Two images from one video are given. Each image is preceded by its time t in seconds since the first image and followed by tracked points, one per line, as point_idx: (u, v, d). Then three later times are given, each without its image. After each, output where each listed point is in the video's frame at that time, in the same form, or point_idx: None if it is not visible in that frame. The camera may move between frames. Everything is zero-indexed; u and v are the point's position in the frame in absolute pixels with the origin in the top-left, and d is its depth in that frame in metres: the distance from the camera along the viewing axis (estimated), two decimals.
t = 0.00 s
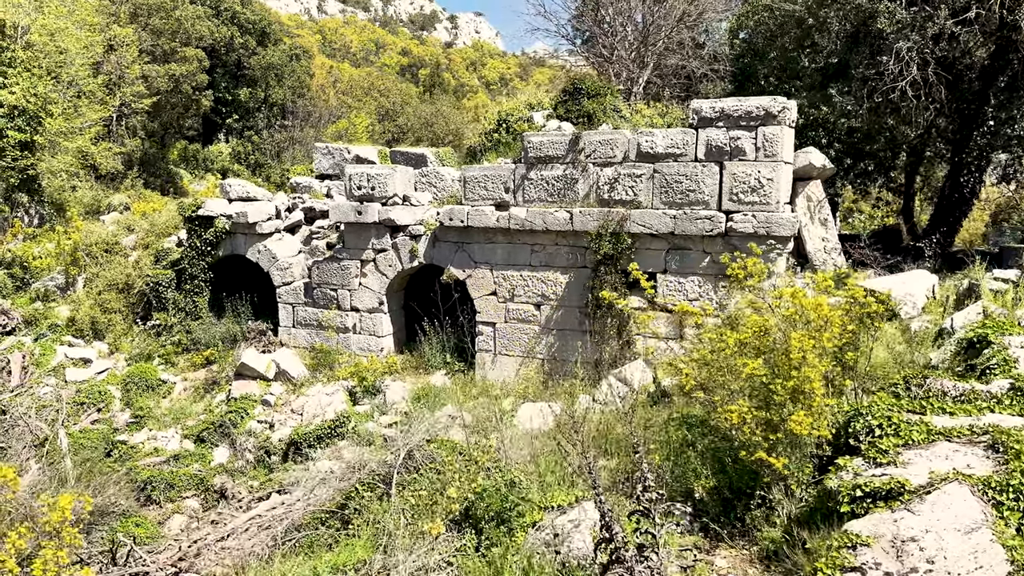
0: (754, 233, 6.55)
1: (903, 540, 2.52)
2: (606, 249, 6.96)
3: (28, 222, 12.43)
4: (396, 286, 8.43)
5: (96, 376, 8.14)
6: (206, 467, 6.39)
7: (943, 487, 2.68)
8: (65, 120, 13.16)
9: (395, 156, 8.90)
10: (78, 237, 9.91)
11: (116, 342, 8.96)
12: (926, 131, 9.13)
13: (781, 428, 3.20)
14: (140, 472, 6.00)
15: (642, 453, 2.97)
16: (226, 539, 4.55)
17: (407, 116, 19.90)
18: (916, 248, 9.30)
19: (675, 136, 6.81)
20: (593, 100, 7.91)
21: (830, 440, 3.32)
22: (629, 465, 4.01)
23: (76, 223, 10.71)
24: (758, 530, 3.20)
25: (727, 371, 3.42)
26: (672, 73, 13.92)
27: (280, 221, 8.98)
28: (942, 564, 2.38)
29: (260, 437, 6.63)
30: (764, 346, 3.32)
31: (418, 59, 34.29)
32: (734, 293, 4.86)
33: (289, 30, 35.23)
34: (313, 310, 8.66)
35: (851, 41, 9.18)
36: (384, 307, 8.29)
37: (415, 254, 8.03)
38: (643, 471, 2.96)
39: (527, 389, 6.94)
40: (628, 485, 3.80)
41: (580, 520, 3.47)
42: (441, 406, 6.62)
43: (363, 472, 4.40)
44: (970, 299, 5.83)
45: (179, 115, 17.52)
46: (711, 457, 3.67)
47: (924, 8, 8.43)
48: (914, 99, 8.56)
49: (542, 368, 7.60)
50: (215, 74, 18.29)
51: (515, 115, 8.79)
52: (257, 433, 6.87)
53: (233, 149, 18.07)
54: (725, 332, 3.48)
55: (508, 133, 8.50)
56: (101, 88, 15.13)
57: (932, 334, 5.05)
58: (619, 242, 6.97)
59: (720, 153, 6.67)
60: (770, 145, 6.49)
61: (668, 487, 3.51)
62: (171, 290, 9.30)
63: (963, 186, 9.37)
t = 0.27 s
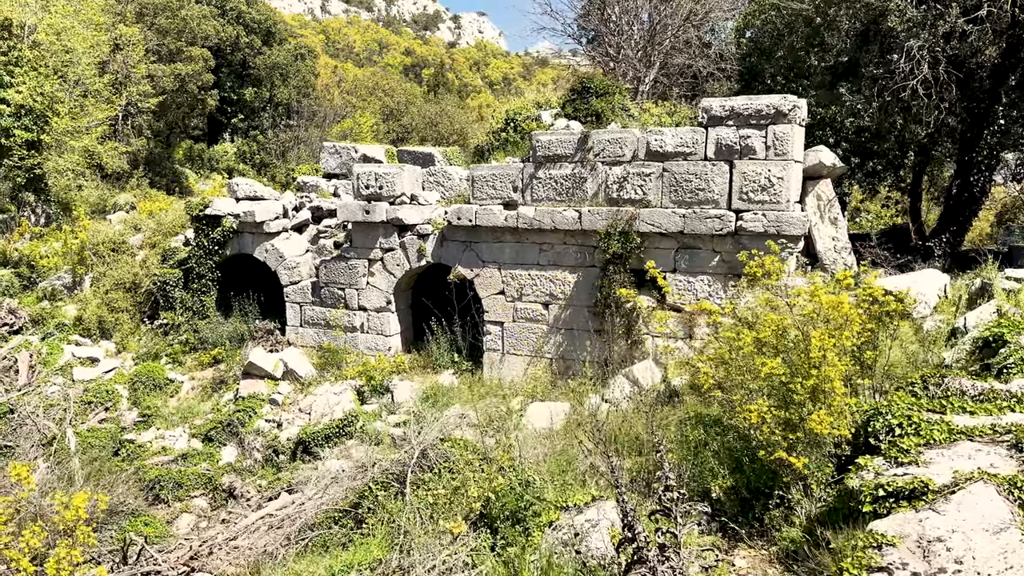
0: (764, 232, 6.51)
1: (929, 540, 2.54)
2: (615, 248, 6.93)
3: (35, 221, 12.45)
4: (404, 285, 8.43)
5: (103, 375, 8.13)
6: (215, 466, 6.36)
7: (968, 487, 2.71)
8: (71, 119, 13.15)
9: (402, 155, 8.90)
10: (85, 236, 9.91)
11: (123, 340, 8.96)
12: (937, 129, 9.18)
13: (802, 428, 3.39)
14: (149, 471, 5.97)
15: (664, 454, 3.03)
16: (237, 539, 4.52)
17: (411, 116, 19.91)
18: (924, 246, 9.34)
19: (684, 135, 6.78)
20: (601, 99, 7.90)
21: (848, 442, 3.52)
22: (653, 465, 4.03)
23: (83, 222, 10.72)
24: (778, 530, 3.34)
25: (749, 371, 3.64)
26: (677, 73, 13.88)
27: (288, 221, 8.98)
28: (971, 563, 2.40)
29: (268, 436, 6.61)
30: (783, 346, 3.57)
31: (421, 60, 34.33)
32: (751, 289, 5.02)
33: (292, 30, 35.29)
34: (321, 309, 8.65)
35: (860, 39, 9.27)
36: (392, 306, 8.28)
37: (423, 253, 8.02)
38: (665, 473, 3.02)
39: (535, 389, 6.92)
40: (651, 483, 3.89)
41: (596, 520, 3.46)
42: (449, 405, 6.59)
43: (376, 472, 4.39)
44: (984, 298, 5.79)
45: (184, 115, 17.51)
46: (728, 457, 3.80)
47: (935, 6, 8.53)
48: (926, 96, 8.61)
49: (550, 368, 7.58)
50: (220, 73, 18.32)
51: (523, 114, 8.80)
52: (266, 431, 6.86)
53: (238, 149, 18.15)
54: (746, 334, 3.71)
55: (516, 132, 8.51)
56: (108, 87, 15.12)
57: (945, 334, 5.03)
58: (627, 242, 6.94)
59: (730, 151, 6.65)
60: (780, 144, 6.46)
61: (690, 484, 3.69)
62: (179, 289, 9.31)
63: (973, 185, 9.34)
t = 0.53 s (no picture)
0: (775, 231, 6.48)
1: (953, 540, 2.56)
2: (624, 248, 6.90)
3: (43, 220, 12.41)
4: (412, 285, 8.43)
5: (113, 374, 8.15)
6: (224, 465, 6.35)
7: (991, 487, 2.73)
8: (80, 118, 13.18)
9: (411, 154, 8.90)
10: (94, 235, 9.93)
11: (132, 340, 8.98)
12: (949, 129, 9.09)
13: (820, 428, 3.46)
14: (158, 470, 5.97)
15: (681, 456, 3.09)
16: (248, 538, 4.52)
17: (417, 116, 19.92)
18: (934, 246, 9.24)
19: (695, 134, 6.75)
20: (610, 98, 7.88)
21: (865, 443, 3.59)
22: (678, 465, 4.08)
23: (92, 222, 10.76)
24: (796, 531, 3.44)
25: (767, 371, 3.73)
26: (685, 72, 13.82)
27: (297, 220, 8.99)
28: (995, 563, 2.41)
29: (278, 435, 6.60)
30: (801, 346, 3.64)
31: (427, 59, 34.34)
32: (770, 288, 5.12)
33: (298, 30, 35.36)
34: (330, 308, 8.67)
35: (872, 38, 9.24)
36: (400, 306, 8.29)
37: (432, 253, 8.02)
38: (683, 475, 3.08)
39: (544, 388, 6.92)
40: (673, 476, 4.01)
41: (612, 519, 3.51)
42: (459, 405, 6.57)
43: (390, 471, 4.39)
44: (997, 298, 5.75)
45: (192, 114, 17.52)
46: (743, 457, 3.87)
47: (947, 5, 8.54)
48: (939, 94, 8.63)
49: (559, 368, 7.56)
50: (228, 73, 18.35)
51: (532, 113, 8.79)
52: (275, 430, 6.87)
53: (244, 148, 18.52)
54: (765, 334, 3.80)
55: (525, 131, 8.51)
56: (116, 87, 15.15)
57: (959, 334, 5.00)
58: (637, 241, 6.91)
59: (740, 150, 6.62)
60: (791, 143, 6.42)
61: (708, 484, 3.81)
62: (187, 288, 9.33)
63: (984, 185, 9.22)
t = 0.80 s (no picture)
0: (785, 231, 6.45)
1: (972, 541, 2.56)
2: (634, 248, 6.87)
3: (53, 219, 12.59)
4: (420, 285, 8.44)
5: (122, 373, 8.17)
6: (233, 464, 6.36)
7: (1011, 488, 2.73)
8: (89, 118, 13.22)
9: (419, 154, 8.90)
10: (103, 235, 9.96)
11: (141, 339, 9.01)
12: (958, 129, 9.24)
13: (835, 429, 3.48)
14: (168, 468, 5.98)
15: (697, 455, 3.09)
16: (259, 537, 4.52)
17: (425, 117, 19.95)
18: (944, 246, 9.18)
19: (704, 133, 6.73)
20: (620, 97, 7.86)
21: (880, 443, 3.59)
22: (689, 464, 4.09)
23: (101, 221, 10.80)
24: (812, 531, 3.46)
25: (782, 370, 3.74)
26: (694, 71, 13.77)
27: (306, 220, 9.01)
28: (1016, 564, 2.40)
29: (287, 434, 6.61)
30: (816, 346, 3.66)
31: (433, 60, 34.41)
32: (781, 288, 5.11)
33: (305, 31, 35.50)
34: (338, 308, 8.68)
35: (882, 37, 9.18)
36: (408, 306, 8.29)
37: (441, 253, 8.02)
38: (699, 474, 3.10)
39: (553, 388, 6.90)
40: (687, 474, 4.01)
41: (626, 520, 3.52)
42: (468, 405, 6.55)
43: (402, 471, 4.39)
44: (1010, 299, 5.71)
45: (201, 114, 17.57)
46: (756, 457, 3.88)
47: (959, 4, 8.44)
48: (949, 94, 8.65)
49: (567, 368, 7.54)
50: (236, 73, 18.41)
51: (540, 113, 8.79)
52: (284, 429, 6.87)
53: (252, 147, 18.78)
54: (779, 333, 3.82)
55: (534, 131, 8.51)
56: (125, 87, 15.18)
57: (971, 334, 4.98)
58: (647, 241, 6.89)
59: (750, 150, 6.60)
60: (802, 143, 6.39)
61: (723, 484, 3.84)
62: (197, 288, 9.28)
63: (995, 184, 9.15)
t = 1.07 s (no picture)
0: (798, 231, 6.42)
1: (994, 544, 2.54)
2: (646, 248, 6.85)
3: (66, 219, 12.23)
4: (432, 284, 8.46)
5: (136, 372, 8.23)
6: (246, 463, 6.39)
7: None
8: (103, 118, 13.32)
9: (431, 154, 8.93)
10: (117, 234, 10.04)
11: (155, 338, 9.07)
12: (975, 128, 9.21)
13: (853, 430, 3.47)
14: (181, 467, 6.01)
15: (715, 456, 3.08)
16: (273, 536, 4.54)
17: (436, 117, 20.00)
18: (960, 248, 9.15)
19: (718, 133, 6.70)
20: (632, 97, 7.85)
21: (898, 444, 3.58)
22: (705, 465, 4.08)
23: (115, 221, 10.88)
24: (829, 533, 3.46)
25: (799, 371, 3.73)
26: (706, 71, 13.71)
27: (318, 220, 9.05)
28: None
29: (299, 433, 6.64)
30: (833, 346, 3.65)
31: (444, 60, 34.50)
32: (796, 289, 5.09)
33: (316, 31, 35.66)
34: (350, 307, 8.71)
35: (897, 36, 9.18)
36: (420, 305, 8.32)
37: (452, 253, 8.04)
38: (717, 475, 3.09)
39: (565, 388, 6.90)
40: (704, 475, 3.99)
41: (642, 520, 3.52)
42: (480, 405, 6.56)
43: (415, 470, 4.40)
44: None
45: (213, 115, 17.69)
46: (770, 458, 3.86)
47: (974, 3, 8.44)
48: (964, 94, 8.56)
49: (579, 368, 7.53)
50: (248, 74, 18.52)
51: (552, 113, 8.79)
52: (297, 429, 6.91)
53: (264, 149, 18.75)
54: (796, 333, 3.81)
55: (546, 131, 8.51)
56: (139, 87, 15.29)
57: (988, 336, 4.94)
58: (659, 241, 6.87)
59: (764, 150, 6.56)
60: (817, 143, 6.36)
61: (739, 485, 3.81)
62: (209, 287, 9.37)
63: (1011, 185, 9.08)
